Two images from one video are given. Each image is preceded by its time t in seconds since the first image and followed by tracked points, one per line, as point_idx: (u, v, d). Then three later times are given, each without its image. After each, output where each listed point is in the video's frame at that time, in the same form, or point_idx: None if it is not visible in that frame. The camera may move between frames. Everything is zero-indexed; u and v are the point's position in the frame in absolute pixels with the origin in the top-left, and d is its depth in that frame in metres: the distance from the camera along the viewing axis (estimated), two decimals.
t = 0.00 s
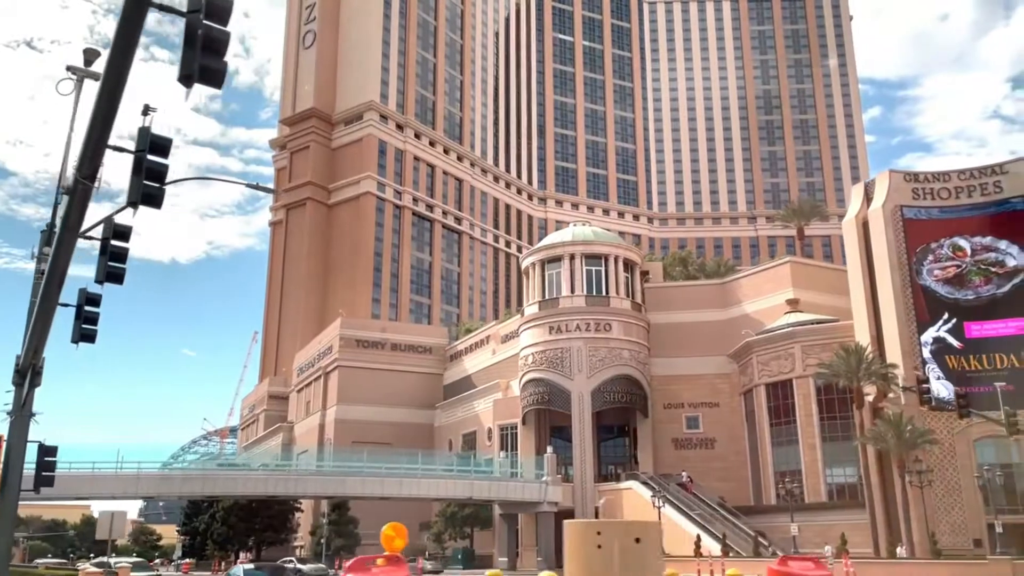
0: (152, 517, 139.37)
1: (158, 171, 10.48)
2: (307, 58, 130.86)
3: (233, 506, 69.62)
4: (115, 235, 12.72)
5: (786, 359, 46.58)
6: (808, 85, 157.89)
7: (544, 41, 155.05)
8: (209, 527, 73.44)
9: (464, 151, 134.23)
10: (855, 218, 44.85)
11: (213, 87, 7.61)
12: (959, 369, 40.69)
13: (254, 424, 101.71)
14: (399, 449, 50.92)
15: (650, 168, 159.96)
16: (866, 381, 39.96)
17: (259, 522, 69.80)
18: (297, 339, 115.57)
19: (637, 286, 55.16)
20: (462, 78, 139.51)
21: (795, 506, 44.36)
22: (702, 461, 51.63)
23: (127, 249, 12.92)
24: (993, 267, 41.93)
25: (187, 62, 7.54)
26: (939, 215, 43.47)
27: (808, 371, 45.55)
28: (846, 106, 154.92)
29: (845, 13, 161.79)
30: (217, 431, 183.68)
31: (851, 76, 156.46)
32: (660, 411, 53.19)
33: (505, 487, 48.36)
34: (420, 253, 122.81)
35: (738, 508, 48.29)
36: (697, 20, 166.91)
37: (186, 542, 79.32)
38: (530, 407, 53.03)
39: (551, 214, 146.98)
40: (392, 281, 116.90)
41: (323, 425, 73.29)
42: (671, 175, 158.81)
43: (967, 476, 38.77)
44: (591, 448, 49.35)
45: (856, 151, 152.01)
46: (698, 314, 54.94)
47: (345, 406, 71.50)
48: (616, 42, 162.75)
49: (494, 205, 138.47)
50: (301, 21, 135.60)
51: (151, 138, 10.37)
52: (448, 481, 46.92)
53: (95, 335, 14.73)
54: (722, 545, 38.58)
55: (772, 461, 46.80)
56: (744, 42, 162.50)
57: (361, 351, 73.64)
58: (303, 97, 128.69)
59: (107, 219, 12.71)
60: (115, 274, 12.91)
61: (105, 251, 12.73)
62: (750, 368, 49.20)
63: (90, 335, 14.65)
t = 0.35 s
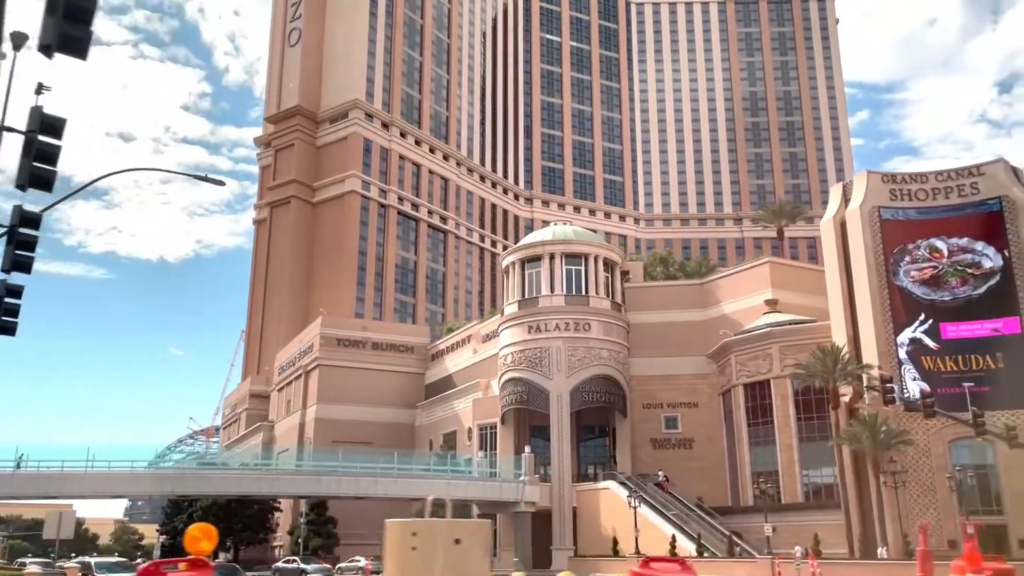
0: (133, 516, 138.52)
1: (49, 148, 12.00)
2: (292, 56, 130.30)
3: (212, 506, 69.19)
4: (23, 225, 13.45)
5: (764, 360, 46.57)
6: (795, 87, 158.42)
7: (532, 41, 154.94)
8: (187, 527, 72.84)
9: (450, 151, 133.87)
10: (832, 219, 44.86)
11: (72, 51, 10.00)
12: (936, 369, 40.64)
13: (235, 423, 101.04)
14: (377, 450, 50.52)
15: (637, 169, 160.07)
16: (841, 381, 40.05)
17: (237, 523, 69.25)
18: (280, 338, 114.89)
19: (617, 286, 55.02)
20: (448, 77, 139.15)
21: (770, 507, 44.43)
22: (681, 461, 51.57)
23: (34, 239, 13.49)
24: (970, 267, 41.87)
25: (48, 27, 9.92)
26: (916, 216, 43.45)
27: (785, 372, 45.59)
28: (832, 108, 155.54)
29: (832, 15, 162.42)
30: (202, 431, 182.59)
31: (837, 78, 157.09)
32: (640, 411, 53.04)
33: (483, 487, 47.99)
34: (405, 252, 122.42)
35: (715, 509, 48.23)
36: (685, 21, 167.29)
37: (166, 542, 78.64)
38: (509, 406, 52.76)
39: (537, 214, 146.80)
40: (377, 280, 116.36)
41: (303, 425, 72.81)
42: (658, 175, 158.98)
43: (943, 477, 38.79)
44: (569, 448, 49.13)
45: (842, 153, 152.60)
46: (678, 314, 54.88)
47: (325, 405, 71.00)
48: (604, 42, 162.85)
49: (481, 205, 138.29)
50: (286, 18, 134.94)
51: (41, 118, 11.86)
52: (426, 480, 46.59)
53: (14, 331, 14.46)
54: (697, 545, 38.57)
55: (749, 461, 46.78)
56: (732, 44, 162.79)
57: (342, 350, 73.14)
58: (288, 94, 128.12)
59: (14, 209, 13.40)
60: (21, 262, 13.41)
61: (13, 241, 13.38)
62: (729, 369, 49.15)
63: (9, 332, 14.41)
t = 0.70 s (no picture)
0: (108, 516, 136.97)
1: None
2: (270, 51, 129.21)
3: (181, 505, 68.24)
4: None
5: (735, 357, 46.55)
6: (775, 86, 158.97)
7: (513, 38, 154.47)
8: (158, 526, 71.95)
9: (430, 147, 133.27)
10: (804, 216, 44.82)
11: None
12: (904, 368, 40.68)
13: (210, 421, 99.97)
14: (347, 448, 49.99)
15: (618, 167, 160.12)
16: (809, 379, 40.15)
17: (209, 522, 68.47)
18: (256, 335, 113.89)
19: (591, 283, 54.78)
20: (428, 74, 138.43)
21: (739, 505, 44.43)
22: (653, 459, 51.50)
23: None
24: (939, 266, 41.98)
25: None
26: (886, 214, 43.49)
27: (756, 369, 45.60)
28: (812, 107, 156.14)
29: (812, 15, 163.19)
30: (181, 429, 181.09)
31: (816, 78, 157.79)
32: (613, 409, 52.84)
33: (455, 485, 47.43)
34: (384, 249, 121.70)
35: (685, 506, 48.15)
36: (666, 21, 167.71)
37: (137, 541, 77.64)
38: (481, 404, 52.33)
39: (518, 211, 146.38)
40: (355, 276, 115.51)
41: (275, 422, 72.13)
42: (639, 174, 159.11)
43: (910, 474, 38.85)
44: (540, 445, 48.79)
45: (821, 153, 153.21)
46: (650, 312, 54.80)
47: (298, 402, 70.34)
48: (585, 40, 162.78)
49: (461, 202, 137.89)
50: (264, 12, 133.83)
51: None
52: (398, 478, 46.02)
53: None
54: (665, 543, 38.45)
55: (719, 459, 46.76)
56: (712, 43, 163.09)
57: (315, 347, 72.50)
58: (265, 89, 127.06)
59: None
60: None
61: None
62: (701, 366, 49.07)
63: None
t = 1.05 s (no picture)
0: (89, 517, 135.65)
1: None
2: (248, 46, 127.83)
3: (155, 506, 67.21)
4: None
5: (709, 352, 46.26)
6: (757, 82, 158.85)
7: (495, 33, 153.53)
8: (132, 527, 70.92)
9: (411, 143, 132.36)
10: (777, 209, 44.48)
11: None
12: (878, 363, 40.40)
13: (187, 420, 98.89)
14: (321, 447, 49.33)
15: (601, 163, 159.75)
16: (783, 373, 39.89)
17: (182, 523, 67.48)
18: (234, 333, 112.81)
19: (566, 278, 54.25)
20: (409, 69, 137.39)
21: (713, 500, 44.09)
22: (629, 455, 51.07)
23: None
24: (912, 259, 41.71)
25: None
26: (859, 207, 43.19)
27: (730, 364, 45.29)
28: (794, 103, 156.24)
29: (794, 10, 163.17)
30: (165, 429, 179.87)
31: (799, 74, 157.79)
32: (588, 405, 52.40)
33: (428, 483, 46.75)
34: (365, 246, 120.81)
35: (660, 503, 47.77)
36: (649, 16, 167.23)
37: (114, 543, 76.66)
38: (454, 401, 51.70)
39: (501, 208, 145.66)
40: (335, 274, 114.52)
41: (251, 422, 71.29)
42: (622, 169, 158.77)
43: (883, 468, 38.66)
44: (514, 442, 48.26)
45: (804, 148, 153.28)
46: (625, 308, 54.42)
47: (273, 401, 69.53)
48: (567, 35, 162.13)
49: (442, 199, 137.19)
50: (242, 8, 132.43)
51: None
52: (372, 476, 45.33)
53: None
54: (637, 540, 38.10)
55: (694, 454, 46.45)
56: (695, 39, 162.77)
57: (290, 345, 71.82)
58: (243, 85, 125.77)
59: None
60: None
61: None
62: (676, 361, 48.75)
63: None
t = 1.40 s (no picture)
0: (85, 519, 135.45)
1: None
2: (239, 46, 127.40)
3: (143, 508, 66.90)
4: None
5: (695, 349, 45.92)
6: (752, 80, 158.47)
7: (488, 33, 153.16)
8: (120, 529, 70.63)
9: (403, 143, 131.99)
10: (761, 205, 44.15)
11: None
12: (863, 358, 40.01)
13: (179, 422, 98.64)
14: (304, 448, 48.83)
15: (595, 162, 159.47)
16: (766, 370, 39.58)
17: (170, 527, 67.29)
18: (226, 334, 112.51)
19: (552, 276, 53.84)
20: (402, 69, 136.99)
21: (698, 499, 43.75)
22: (616, 454, 50.65)
23: None
24: (897, 254, 41.33)
25: None
26: (843, 202, 42.83)
27: (715, 362, 44.96)
28: (789, 100, 155.92)
29: (789, 8, 162.89)
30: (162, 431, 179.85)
31: (793, 71, 157.39)
32: (574, 404, 52.03)
33: (412, 483, 46.31)
34: (357, 246, 120.43)
35: (646, 502, 47.35)
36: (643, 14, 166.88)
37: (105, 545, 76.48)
38: (439, 400, 51.25)
39: (495, 207, 145.20)
40: (327, 274, 114.09)
41: (239, 423, 70.93)
42: (616, 169, 158.45)
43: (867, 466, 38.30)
44: (499, 441, 47.84)
45: (798, 145, 152.92)
46: (612, 306, 54.06)
47: (261, 402, 69.24)
48: (561, 35, 161.77)
49: (436, 199, 136.93)
50: (234, 8, 132.04)
51: None
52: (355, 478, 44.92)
53: None
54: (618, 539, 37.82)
55: (680, 453, 46.07)
56: (689, 37, 162.35)
57: (278, 346, 71.38)
58: (235, 86, 125.37)
59: None
60: None
61: None
62: (662, 359, 48.43)
63: None
